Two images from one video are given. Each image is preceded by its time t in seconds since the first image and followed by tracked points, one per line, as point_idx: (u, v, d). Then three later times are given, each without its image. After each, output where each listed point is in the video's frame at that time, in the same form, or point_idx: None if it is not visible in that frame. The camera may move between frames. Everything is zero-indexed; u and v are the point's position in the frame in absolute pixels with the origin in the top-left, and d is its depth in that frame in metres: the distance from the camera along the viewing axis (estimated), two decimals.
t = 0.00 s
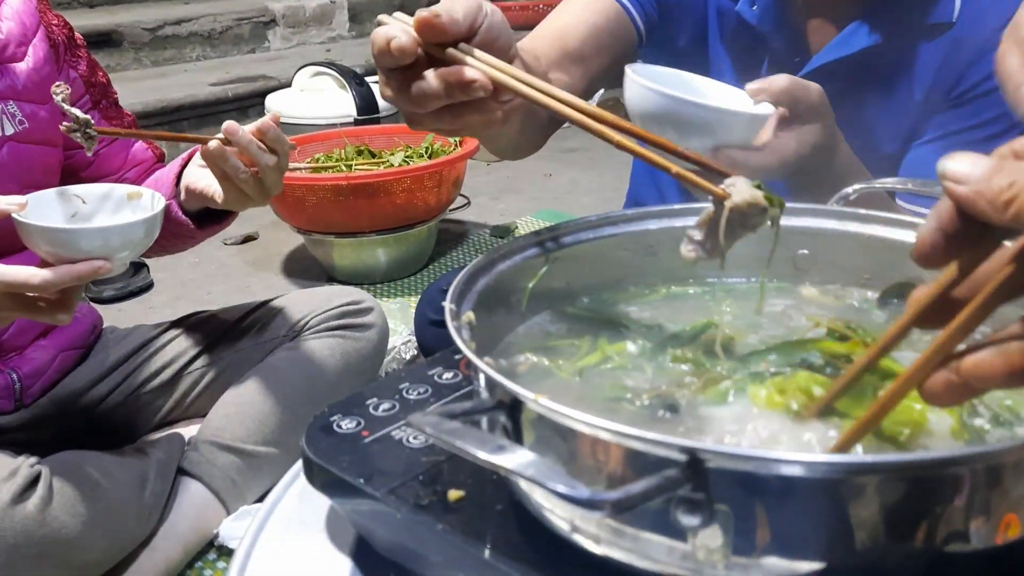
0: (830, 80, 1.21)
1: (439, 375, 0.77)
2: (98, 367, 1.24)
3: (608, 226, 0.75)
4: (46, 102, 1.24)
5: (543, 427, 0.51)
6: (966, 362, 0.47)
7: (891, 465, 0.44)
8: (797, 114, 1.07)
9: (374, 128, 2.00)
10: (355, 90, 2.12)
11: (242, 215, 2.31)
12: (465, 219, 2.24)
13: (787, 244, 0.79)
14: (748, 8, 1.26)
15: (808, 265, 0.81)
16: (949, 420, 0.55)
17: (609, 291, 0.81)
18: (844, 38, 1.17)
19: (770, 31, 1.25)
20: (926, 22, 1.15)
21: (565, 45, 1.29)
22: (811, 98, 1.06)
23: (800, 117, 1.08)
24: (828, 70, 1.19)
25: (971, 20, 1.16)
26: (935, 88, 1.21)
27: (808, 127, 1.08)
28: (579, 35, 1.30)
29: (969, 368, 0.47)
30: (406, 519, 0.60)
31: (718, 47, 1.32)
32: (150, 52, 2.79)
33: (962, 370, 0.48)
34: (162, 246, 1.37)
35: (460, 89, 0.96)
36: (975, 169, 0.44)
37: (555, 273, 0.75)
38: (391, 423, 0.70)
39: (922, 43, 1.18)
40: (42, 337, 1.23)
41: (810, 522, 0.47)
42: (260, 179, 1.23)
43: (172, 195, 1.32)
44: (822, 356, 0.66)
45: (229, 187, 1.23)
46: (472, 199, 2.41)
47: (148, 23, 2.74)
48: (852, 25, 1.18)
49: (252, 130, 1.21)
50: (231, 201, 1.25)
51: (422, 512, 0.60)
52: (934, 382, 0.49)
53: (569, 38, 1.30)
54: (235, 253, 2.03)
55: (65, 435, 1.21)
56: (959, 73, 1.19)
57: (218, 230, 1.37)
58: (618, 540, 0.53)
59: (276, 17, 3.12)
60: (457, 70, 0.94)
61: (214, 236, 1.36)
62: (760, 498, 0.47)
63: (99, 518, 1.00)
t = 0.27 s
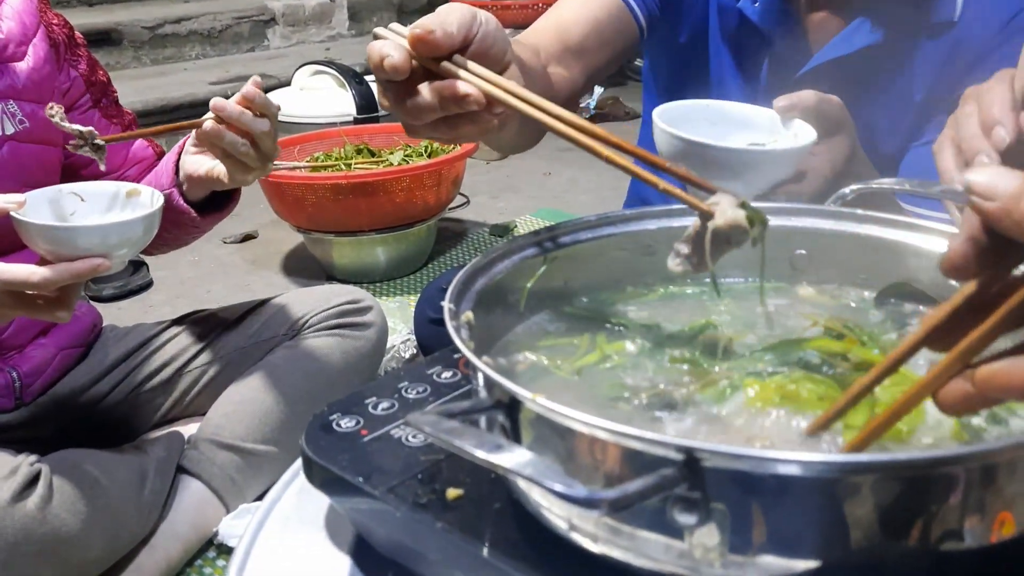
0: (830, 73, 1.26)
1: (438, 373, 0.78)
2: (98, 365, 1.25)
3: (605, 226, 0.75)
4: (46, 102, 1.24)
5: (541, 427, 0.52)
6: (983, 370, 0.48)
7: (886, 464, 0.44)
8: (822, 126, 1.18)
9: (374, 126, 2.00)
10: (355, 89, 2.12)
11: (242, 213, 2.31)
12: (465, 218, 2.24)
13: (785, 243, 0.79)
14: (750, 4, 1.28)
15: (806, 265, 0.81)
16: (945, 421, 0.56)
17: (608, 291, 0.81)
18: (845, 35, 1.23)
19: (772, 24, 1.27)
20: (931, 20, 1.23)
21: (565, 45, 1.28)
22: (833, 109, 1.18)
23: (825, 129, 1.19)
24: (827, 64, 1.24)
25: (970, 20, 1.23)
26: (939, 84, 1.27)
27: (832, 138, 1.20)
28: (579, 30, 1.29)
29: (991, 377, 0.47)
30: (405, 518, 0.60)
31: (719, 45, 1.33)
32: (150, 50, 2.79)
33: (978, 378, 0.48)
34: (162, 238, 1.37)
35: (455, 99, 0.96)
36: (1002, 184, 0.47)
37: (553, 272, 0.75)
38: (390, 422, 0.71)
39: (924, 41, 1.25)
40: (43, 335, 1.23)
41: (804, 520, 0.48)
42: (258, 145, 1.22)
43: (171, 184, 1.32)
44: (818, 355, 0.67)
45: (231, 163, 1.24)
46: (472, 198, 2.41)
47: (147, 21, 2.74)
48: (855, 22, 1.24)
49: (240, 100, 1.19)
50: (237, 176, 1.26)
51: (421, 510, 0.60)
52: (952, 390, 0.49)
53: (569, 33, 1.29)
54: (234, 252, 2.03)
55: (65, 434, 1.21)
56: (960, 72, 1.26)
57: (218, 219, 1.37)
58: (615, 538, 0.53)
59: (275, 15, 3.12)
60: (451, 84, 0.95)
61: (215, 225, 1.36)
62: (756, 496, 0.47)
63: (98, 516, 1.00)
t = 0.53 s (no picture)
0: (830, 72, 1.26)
1: (438, 374, 0.78)
2: (97, 365, 1.24)
3: (605, 226, 0.75)
4: (45, 101, 1.24)
5: (541, 429, 0.52)
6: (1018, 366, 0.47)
7: (886, 465, 0.44)
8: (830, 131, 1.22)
9: (373, 125, 2.00)
10: (354, 88, 2.13)
11: (241, 213, 2.31)
12: (464, 217, 2.24)
13: (785, 243, 0.79)
14: None
15: (806, 266, 0.81)
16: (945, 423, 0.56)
17: (608, 292, 0.81)
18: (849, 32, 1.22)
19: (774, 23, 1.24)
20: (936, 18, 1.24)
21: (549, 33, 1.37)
22: (840, 113, 1.22)
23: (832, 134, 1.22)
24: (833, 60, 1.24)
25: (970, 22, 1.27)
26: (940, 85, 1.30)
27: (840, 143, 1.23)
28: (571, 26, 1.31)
29: None
30: (405, 518, 0.60)
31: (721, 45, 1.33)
32: (149, 49, 2.80)
33: (1015, 373, 0.48)
34: (166, 228, 1.37)
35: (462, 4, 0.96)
36: None
37: (553, 273, 0.75)
38: (390, 423, 0.71)
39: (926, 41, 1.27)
40: (42, 334, 1.23)
41: (803, 520, 0.47)
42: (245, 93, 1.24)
43: (170, 165, 1.31)
44: (817, 356, 0.67)
45: (223, 130, 1.23)
46: (472, 197, 2.42)
47: (147, 20, 2.74)
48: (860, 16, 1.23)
49: (208, 61, 1.22)
50: (238, 135, 1.24)
51: (420, 510, 0.60)
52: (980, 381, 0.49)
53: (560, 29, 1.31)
54: (233, 251, 2.03)
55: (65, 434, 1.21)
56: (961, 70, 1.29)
57: (218, 200, 1.36)
58: (615, 539, 0.53)
59: (274, 14, 3.12)
60: None
61: (217, 208, 1.36)
62: (756, 498, 0.47)
63: (98, 516, 1.00)
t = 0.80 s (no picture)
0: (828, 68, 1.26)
1: (435, 375, 0.78)
2: (93, 365, 1.24)
3: (604, 225, 0.74)
4: (41, 99, 1.23)
5: (539, 431, 0.51)
6: None
7: (888, 466, 0.43)
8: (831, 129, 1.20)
9: (371, 124, 1.99)
10: (353, 86, 2.13)
11: (239, 212, 2.31)
12: (462, 216, 2.23)
13: (785, 241, 0.78)
14: None
15: (807, 264, 0.80)
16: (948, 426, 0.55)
17: (607, 291, 0.81)
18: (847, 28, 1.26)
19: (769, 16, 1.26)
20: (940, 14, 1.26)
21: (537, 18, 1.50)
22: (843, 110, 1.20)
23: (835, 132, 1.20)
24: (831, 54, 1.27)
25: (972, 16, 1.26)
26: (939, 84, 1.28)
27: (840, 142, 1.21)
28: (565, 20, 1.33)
29: None
30: (401, 520, 0.60)
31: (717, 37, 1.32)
32: (146, 48, 2.79)
33: None
34: (164, 221, 1.37)
35: None
36: None
37: (551, 272, 0.74)
38: (387, 424, 0.70)
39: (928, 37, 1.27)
40: (37, 335, 1.21)
41: (805, 523, 0.47)
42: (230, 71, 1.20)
43: (165, 155, 1.30)
44: (817, 357, 0.66)
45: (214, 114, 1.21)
46: (470, 196, 2.41)
47: (144, 19, 2.74)
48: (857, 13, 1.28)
49: (186, 44, 1.18)
50: (229, 115, 1.21)
51: (417, 512, 0.60)
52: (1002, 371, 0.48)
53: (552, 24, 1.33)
54: (231, 251, 2.03)
55: (61, 435, 1.20)
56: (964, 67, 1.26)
57: (215, 189, 1.35)
58: (614, 542, 0.52)
59: (272, 12, 3.11)
60: None
61: (213, 198, 1.36)
62: (757, 500, 0.46)
63: (93, 519, 0.99)
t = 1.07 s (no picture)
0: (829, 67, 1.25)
1: (435, 375, 0.77)
2: (93, 365, 1.23)
3: (604, 225, 0.74)
4: (40, 98, 1.23)
5: (539, 432, 0.51)
6: None
7: (889, 467, 0.43)
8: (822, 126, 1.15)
9: (371, 124, 1.99)
10: (352, 86, 2.12)
11: (239, 212, 2.31)
12: (462, 216, 2.23)
13: (786, 241, 0.78)
14: None
15: (808, 264, 0.80)
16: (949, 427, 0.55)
17: (607, 292, 0.81)
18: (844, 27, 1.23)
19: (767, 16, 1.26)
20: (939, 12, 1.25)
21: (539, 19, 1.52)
22: (835, 106, 1.12)
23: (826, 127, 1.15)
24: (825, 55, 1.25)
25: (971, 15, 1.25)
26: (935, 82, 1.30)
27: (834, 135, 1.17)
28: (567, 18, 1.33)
29: None
30: (401, 521, 0.60)
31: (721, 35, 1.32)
32: (146, 48, 2.78)
33: None
34: (163, 224, 1.36)
35: None
36: None
37: (551, 273, 0.74)
38: (387, 424, 0.70)
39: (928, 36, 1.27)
40: (37, 335, 1.21)
41: (805, 524, 0.47)
42: (236, 82, 1.20)
43: (165, 159, 1.29)
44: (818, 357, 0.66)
45: (215, 121, 1.21)
46: (471, 196, 2.41)
47: (144, 18, 2.74)
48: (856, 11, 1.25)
49: (196, 50, 1.18)
50: (230, 126, 1.22)
51: (417, 513, 0.60)
52: None
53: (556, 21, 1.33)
54: (231, 251, 2.03)
55: (60, 435, 1.20)
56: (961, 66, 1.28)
57: (213, 194, 1.35)
58: (614, 542, 0.52)
59: (272, 12, 3.11)
60: None
61: (211, 202, 1.35)
62: (758, 501, 0.46)
63: (92, 519, 0.99)
